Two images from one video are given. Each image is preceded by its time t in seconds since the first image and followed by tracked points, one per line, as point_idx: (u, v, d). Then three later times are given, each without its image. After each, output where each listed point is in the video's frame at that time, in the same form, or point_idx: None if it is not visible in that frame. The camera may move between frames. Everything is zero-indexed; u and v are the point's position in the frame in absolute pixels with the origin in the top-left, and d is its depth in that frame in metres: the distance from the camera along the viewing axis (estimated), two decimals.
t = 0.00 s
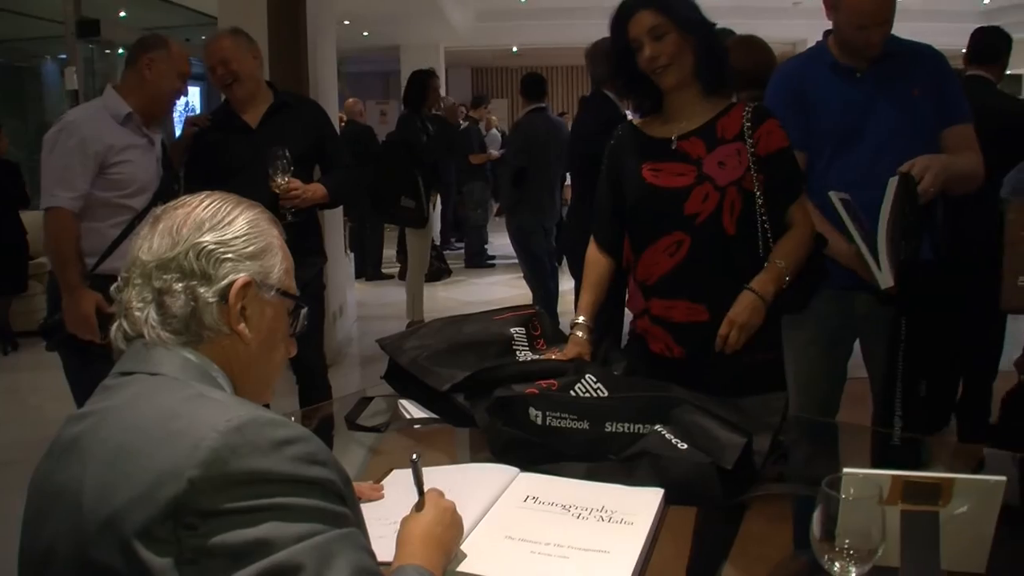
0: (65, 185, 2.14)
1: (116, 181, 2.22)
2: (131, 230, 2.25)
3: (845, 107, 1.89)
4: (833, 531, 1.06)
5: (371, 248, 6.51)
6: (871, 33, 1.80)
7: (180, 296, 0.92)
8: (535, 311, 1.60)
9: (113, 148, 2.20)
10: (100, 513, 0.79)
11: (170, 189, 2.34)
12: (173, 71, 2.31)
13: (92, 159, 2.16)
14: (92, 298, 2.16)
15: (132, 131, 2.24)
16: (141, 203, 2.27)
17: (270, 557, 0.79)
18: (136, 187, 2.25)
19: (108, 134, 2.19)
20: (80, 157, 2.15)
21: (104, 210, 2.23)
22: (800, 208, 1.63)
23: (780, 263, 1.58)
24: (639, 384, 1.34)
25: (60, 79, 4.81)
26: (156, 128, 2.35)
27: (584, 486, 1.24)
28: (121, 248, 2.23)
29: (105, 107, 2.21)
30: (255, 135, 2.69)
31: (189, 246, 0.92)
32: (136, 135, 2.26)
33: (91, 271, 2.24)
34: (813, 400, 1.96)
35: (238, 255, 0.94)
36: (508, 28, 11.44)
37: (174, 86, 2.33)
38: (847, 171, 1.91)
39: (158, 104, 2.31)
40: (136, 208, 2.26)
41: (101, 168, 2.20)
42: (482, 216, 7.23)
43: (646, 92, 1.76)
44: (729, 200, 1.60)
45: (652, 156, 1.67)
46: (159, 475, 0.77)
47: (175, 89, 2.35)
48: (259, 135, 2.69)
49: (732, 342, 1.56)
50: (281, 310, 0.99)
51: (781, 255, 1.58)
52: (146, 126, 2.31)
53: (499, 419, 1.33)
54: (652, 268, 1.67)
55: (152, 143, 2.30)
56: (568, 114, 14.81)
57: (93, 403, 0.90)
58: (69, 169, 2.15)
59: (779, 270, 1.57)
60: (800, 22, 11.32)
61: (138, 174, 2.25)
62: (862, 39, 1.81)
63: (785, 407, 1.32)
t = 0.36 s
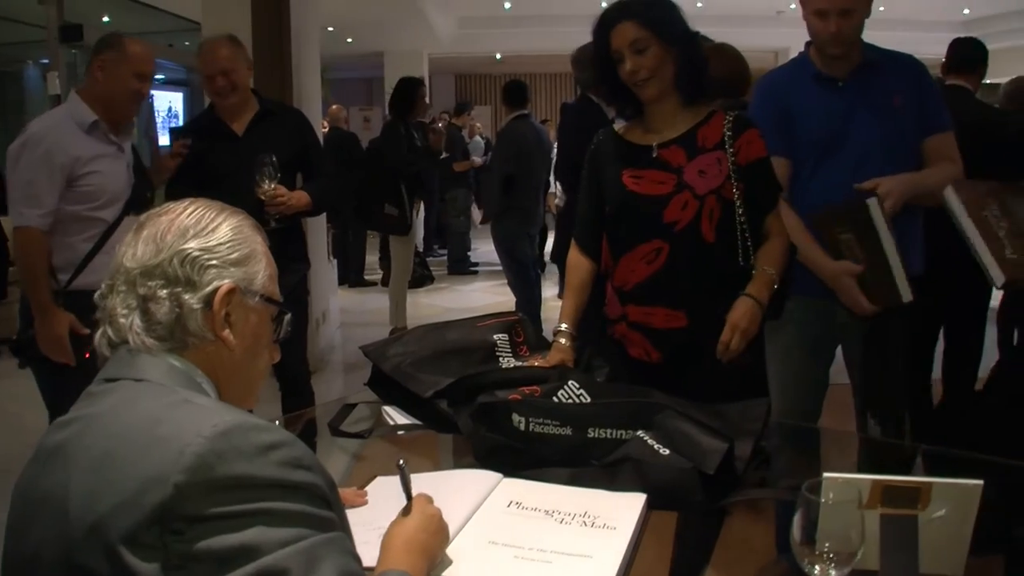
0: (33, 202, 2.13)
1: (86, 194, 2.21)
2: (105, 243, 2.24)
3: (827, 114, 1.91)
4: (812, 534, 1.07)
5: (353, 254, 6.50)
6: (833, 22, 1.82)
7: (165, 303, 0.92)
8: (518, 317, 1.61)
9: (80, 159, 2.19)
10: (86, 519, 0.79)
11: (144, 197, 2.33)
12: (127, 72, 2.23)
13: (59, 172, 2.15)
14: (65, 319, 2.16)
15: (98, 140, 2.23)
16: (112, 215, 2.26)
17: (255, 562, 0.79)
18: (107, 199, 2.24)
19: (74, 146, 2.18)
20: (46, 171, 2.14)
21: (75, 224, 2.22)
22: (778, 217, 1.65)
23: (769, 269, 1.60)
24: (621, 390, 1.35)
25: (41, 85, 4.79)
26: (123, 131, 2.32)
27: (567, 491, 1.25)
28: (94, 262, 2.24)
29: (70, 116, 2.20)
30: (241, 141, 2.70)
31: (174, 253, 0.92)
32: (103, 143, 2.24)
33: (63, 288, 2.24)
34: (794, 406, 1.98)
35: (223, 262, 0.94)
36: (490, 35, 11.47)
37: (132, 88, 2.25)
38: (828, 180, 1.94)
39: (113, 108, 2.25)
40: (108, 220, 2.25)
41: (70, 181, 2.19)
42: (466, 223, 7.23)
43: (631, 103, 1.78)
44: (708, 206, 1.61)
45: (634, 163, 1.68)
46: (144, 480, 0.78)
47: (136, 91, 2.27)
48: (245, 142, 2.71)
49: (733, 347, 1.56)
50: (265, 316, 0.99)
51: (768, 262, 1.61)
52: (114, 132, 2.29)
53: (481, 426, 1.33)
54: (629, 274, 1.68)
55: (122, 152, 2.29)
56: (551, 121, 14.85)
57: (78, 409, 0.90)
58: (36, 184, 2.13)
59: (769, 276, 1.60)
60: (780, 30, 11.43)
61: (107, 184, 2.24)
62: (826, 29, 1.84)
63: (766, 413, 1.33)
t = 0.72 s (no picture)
0: None
1: (37, 205, 2.18)
2: (61, 255, 2.21)
3: (802, 120, 1.94)
4: (787, 534, 1.09)
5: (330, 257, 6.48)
6: (796, 15, 1.88)
7: (143, 305, 0.92)
8: (495, 320, 1.61)
9: (27, 169, 2.15)
10: (64, 522, 0.79)
11: (97, 204, 2.29)
12: (73, 70, 2.19)
13: (6, 184, 2.12)
14: (19, 344, 2.07)
15: (45, 146, 2.18)
16: (66, 225, 2.23)
17: (234, 563, 0.79)
18: (61, 209, 2.21)
19: (20, 155, 2.14)
20: None
21: (31, 239, 2.19)
22: (754, 220, 1.68)
23: (744, 272, 1.61)
24: (597, 392, 1.35)
25: (14, 84, 4.73)
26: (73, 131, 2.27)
27: (544, 493, 1.26)
28: (50, 277, 2.20)
29: (17, 122, 2.15)
30: (219, 143, 2.69)
31: (152, 256, 0.92)
32: (53, 148, 2.19)
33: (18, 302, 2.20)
34: (771, 408, 2.00)
35: (201, 264, 0.94)
36: (467, 38, 11.48)
37: (80, 87, 2.22)
38: (803, 183, 1.95)
39: (58, 110, 2.21)
40: (63, 231, 2.22)
41: (19, 192, 2.16)
42: (443, 226, 7.23)
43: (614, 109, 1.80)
44: (685, 209, 1.63)
45: (613, 167, 1.69)
46: (123, 482, 0.78)
47: (83, 89, 2.23)
48: (222, 143, 2.69)
49: (707, 343, 1.56)
50: (243, 318, 0.99)
51: (744, 265, 1.62)
52: (64, 136, 2.24)
53: (460, 429, 1.34)
54: (606, 276, 1.70)
55: (74, 155, 2.24)
56: (528, 124, 14.88)
57: (55, 412, 0.90)
58: None
59: (744, 278, 1.61)
60: (754, 35, 11.53)
61: (60, 193, 2.20)
62: (791, 23, 1.90)
63: (742, 414, 1.35)
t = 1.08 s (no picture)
0: None
1: None
2: (26, 264, 2.18)
3: (761, 124, 1.97)
4: (759, 532, 1.10)
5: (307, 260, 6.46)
6: (756, 18, 1.91)
7: (118, 308, 0.92)
8: (472, 323, 1.62)
9: None
10: (40, 525, 0.79)
11: (62, 209, 2.27)
12: (30, 65, 2.20)
13: None
14: None
15: (4, 152, 2.17)
16: (28, 234, 2.20)
17: (211, 565, 0.80)
18: (23, 217, 2.18)
19: None
20: None
21: None
22: (730, 224, 1.69)
23: (720, 276, 1.63)
24: (573, 393, 1.36)
25: None
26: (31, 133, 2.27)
27: (520, 493, 1.27)
28: (14, 290, 2.17)
29: None
30: (195, 145, 2.68)
31: (127, 258, 0.92)
32: (11, 154, 2.18)
33: None
34: (747, 408, 2.02)
35: (176, 267, 0.94)
36: (445, 41, 11.47)
37: (40, 83, 2.22)
38: (766, 186, 1.98)
39: (21, 112, 2.20)
40: (27, 240, 2.19)
41: None
42: (421, 229, 7.22)
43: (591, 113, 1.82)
44: (661, 213, 1.64)
45: (590, 170, 1.71)
46: (100, 485, 0.78)
47: (45, 86, 2.24)
48: (199, 145, 2.68)
49: (682, 356, 1.59)
50: (218, 321, 0.99)
51: (720, 269, 1.64)
52: (23, 141, 2.23)
53: (437, 430, 1.34)
54: (584, 278, 1.71)
55: (34, 160, 2.23)
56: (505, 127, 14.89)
57: (30, 416, 0.90)
58: None
59: (720, 282, 1.62)
60: (729, 37, 11.62)
61: (21, 201, 2.18)
62: (752, 26, 1.92)
63: (715, 415, 1.36)
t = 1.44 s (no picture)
0: None
1: None
2: None
3: (735, 118, 2.00)
4: (724, 531, 1.11)
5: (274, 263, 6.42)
6: (742, 7, 1.93)
7: (84, 309, 0.91)
8: (439, 326, 1.62)
9: None
10: None
11: (25, 210, 2.24)
12: None
13: None
14: None
15: None
16: None
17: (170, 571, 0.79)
18: None
19: None
20: None
21: None
22: (697, 228, 1.70)
23: (690, 278, 1.66)
24: (539, 396, 1.37)
25: None
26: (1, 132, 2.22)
27: (488, 495, 1.27)
28: None
29: None
30: (162, 148, 2.66)
31: (96, 261, 0.91)
32: None
33: None
34: (718, 411, 2.04)
35: (144, 272, 0.94)
36: (414, 44, 11.45)
37: (9, 76, 2.21)
38: (736, 180, 2.01)
39: None
40: None
41: None
42: (389, 232, 7.20)
43: (559, 112, 1.82)
44: (631, 215, 1.65)
45: (558, 172, 1.71)
46: (57, 491, 0.77)
47: (13, 80, 2.23)
48: (165, 148, 2.66)
49: (660, 356, 1.60)
50: (184, 328, 0.99)
51: (688, 271, 1.67)
52: None
53: (403, 433, 1.34)
54: (554, 281, 1.72)
55: None
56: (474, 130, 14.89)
57: None
58: None
59: (689, 284, 1.65)
60: (696, 41, 11.71)
61: None
62: (738, 16, 1.95)
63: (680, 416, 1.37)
